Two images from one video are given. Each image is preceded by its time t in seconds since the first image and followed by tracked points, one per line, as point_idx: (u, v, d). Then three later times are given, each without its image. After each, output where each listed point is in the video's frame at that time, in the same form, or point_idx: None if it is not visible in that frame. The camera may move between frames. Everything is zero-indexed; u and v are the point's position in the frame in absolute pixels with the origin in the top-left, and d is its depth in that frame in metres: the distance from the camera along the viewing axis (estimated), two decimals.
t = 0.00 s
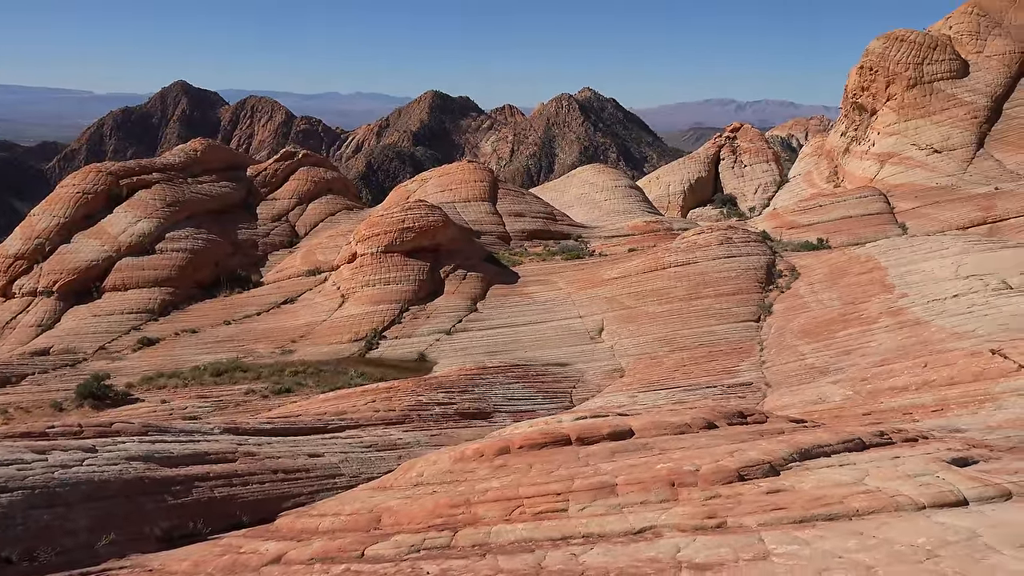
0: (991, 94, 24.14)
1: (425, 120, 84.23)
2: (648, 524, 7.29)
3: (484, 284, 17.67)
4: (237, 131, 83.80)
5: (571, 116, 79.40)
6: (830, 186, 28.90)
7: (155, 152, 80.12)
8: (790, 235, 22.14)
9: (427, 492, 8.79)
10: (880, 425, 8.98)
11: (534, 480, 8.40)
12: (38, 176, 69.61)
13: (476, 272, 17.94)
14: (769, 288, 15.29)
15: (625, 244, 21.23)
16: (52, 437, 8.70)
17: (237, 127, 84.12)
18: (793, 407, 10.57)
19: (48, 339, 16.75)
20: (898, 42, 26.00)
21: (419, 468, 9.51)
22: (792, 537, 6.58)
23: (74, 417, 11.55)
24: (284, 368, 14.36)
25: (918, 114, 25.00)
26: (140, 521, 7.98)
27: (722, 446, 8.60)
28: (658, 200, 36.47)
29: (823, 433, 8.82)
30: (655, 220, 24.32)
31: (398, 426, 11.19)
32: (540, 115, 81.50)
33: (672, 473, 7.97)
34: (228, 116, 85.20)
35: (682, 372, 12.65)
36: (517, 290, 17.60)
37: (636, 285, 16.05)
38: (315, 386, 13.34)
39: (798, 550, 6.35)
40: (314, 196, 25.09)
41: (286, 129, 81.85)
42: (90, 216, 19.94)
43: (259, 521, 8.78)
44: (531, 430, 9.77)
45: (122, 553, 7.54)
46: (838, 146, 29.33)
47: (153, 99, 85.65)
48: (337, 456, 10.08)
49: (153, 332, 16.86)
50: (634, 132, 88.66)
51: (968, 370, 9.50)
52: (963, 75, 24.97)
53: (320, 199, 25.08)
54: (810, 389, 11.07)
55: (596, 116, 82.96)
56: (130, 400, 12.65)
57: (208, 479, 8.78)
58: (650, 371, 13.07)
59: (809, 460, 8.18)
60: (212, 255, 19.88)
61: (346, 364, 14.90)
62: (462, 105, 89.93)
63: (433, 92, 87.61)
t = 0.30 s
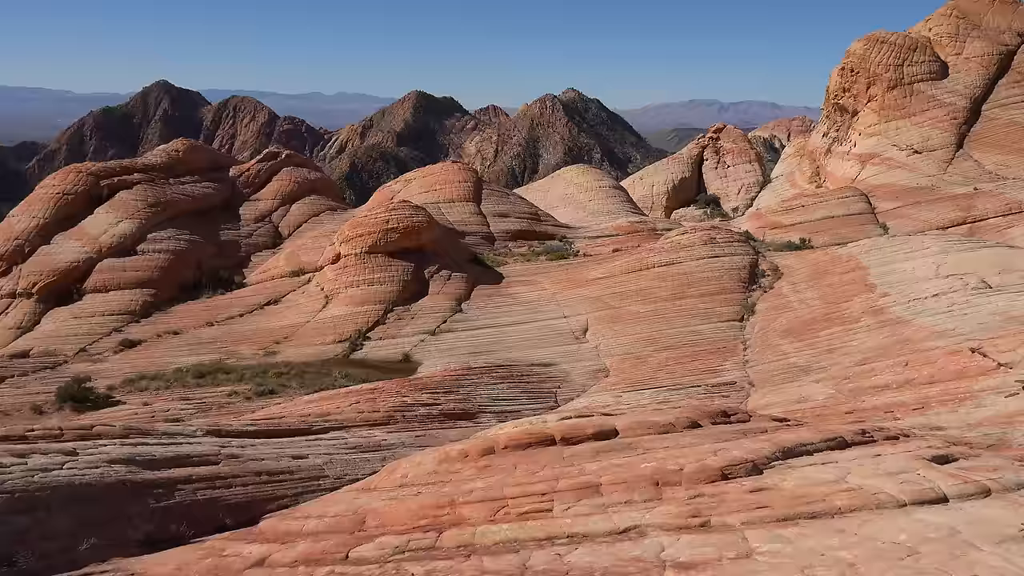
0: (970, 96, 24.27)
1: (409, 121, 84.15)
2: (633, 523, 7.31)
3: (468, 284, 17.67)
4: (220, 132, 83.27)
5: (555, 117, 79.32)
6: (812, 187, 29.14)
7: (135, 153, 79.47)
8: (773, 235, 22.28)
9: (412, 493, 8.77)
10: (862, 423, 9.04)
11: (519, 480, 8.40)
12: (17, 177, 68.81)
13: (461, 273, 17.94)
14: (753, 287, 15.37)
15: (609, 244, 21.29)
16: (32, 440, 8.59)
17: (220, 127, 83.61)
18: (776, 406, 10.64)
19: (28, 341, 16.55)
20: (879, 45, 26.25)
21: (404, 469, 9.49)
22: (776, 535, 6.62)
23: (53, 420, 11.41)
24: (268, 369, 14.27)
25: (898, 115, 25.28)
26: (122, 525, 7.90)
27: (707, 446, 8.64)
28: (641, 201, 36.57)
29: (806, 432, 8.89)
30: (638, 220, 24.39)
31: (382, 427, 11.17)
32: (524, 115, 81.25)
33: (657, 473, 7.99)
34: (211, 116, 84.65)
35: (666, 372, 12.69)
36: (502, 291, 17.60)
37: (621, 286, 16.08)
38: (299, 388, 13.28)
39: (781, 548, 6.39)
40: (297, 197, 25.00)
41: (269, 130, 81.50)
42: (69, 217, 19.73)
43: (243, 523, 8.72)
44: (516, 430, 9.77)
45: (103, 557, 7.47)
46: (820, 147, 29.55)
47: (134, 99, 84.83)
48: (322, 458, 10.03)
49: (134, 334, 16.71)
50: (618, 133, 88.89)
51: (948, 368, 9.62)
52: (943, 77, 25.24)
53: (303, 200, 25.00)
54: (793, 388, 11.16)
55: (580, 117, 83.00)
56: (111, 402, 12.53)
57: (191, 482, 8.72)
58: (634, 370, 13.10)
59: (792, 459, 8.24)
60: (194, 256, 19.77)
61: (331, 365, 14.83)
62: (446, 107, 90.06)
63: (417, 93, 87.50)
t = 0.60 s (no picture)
0: (950, 97, 24.50)
1: (393, 121, 83.97)
2: (618, 523, 7.34)
3: (453, 285, 17.67)
4: (203, 132, 82.77)
5: (539, 117, 79.26)
6: (795, 187, 29.35)
7: (116, 155, 78.75)
8: (756, 235, 22.42)
9: (397, 495, 8.75)
10: (844, 422, 9.12)
11: (504, 481, 8.40)
12: None
13: (445, 273, 17.93)
14: (736, 287, 15.46)
15: (593, 244, 21.34)
16: (11, 444, 8.48)
17: (202, 127, 83.11)
18: (759, 405, 10.71)
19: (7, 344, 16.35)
20: (860, 46, 26.42)
21: (388, 470, 9.46)
22: (759, 534, 6.66)
23: (32, 424, 11.28)
24: (251, 371, 14.19)
25: (879, 116, 25.50)
26: (103, 528, 7.83)
27: (691, 445, 8.68)
28: (625, 202, 36.67)
29: (789, 431, 8.95)
30: (622, 220, 24.44)
31: (367, 429, 11.14)
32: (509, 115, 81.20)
33: (640, 472, 8.02)
34: (194, 116, 84.09)
35: (651, 372, 12.74)
36: (487, 292, 17.60)
37: (606, 286, 16.10)
38: (283, 389, 13.22)
39: (764, 546, 6.43)
40: (280, 198, 24.92)
41: (252, 130, 81.07)
42: (49, 217, 19.49)
43: (226, 526, 8.67)
44: (501, 430, 9.77)
45: (84, 561, 7.39)
46: (802, 147, 29.76)
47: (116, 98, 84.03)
48: (306, 460, 9.99)
49: (116, 336, 16.56)
50: (602, 133, 89.04)
51: (929, 367, 9.72)
52: (923, 78, 25.48)
53: (286, 200, 24.92)
54: (776, 386, 11.25)
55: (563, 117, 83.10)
56: (92, 405, 12.41)
57: (173, 484, 8.66)
58: (619, 370, 13.14)
59: (774, 457, 8.30)
60: (176, 257, 19.64)
61: (314, 366, 14.78)
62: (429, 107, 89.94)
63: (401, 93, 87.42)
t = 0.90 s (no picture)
0: (930, 98, 24.73)
1: (377, 121, 83.75)
2: (602, 522, 7.35)
3: (437, 286, 17.66)
4: (185, 132, 82.22)
5: (524, 117, 79.32)
6: (777, 187, 29.54)
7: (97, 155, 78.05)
8: (739, 235, 22.53)
9: (381, 496, 8.73)
10: (826, 421, 9.19)
11: (489, 481, 8.39)
12: None
13: (430, 274, 17.93)
14: (719, 287, 15.54)
15: (578, 245, 21.37)
16: None
17: (184, 127, 82.54)
18: (742, 404, 10.78)
19: None
20: (841, 46, 26.51)
21: (373, 471, 9.44)
22: (742, 532, 6.70)
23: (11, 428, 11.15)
24: (234, 373, 14.11)
25: (860, 116, 25.71)
26: (85, 533, 7.74)
27: (675, 444, 8.72)
28: (610, 202, 36.74)
29: (771, 430, 9.00)
30: (606, 220, 24.48)
31: (351, 430, 11.11)
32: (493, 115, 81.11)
33: (625, 472, 8.04)
34: (176, 116, 83.50)
35: (635, 371, 12.78)
36: (471, 292, 17.59)
37: (590, 286, 16.12)
38: (266, 391, 13.16)
39: (748, 544, 6.46)
40: (264, 199, 24.81)
41: (234, 129, 80.67)
42: (29, 218, 19.29)
43: (209, 529, 8.63)
44: (486, 431, 9.77)
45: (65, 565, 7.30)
46: (785, 147, 29.97)
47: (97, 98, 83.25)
48: (290, 462, 9.95)
49: (97, 337, 16.40)
50: (584, 133, 89.24)
51: (910, 365, 9.82)
52: (903, 79, 25.75)
53: (269, 201, 24.82)
54: (759, 386, 11.32)
55: (547, 117, 83.17)
56: (72, 408, 12.29)
57: (155, 487, 8.59)
58: (603, 371, 13.17)
59: (757, 456, 8.35)
60: (158, 259, 19.50)
61: (298, 367, 14.72)
62: (413, 107, 89.71)
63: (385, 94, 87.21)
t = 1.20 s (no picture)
0: (909, 100, 24.94)
1: (360, 122, 83.49)
2: (586, 523, 7.37)
3: (421, 286, 17.64)
4: (166, 133, 81.59)
5: (507, 118, 79.42)
6: (759, 188, 29.73)
7: (76, 156, 77.11)
8: (722, 236, 22.64)
9: (365, 498, 8.70)
10: (808, 419, 9.25)
11: (473, 482, 8.38)
12: None
13: (414, 275, 17.91)
14: (702, 287, 15.62)
15: (561, 245, 21.40)
16: None
17: (165, 127, 81.91)
18: (725, 404, 10.83)
19: None
20: (822, 48, 26.91)
21: (357, 473, 9.42)
22: (726, 531, 6.73)
23: None
24: (216, 375, 14.02)
25: (840, 117, 25.95)
26: (65, 537, 7.65)
27: (658, 444, 8.75)
28: (593, 202, 36.80)
29: (754, 429, 9.06)
30: (590, 221, 24.53)
31: (335, 432, 11.07)
32: (477, 116, 81.24)
33: (609, 472, 8.06)
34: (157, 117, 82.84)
35: (619, 372, 12.82)
36: (455, 293, 17.57)
37: (573, 286, 16.13)
38: (249, 393, 13.08)
39: (731, 543, 6.50)
40: (246, 200, 24.70)
41: (216, 130, 80.20)
42: (7, 220, 19.08)
43: (192, 532, 8.56)
44: (470, 432, 9.76)
45: (45, 571, 7.20)
46: (766, 148, 30.19)
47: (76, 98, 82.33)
48: (273, 464, 9.90)
49: (77, 340, 16.23)
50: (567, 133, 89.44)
51: (891, 364, 9.92)
52: (883, 80, 25.93)
53: (251, 202, 24.71)
54: (742, 385, 11.39)
55: (530, 118, 83.31)
56: (52, 411, 12.16)
57: (137, 491, 8.52)
58: (588, 371, 13.20)
59: (740, 455, 8.41)
60: (139, 260, 19.34)
61: (281, 369, 14.66)
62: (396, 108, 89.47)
63: (367, 95, 87.03)
